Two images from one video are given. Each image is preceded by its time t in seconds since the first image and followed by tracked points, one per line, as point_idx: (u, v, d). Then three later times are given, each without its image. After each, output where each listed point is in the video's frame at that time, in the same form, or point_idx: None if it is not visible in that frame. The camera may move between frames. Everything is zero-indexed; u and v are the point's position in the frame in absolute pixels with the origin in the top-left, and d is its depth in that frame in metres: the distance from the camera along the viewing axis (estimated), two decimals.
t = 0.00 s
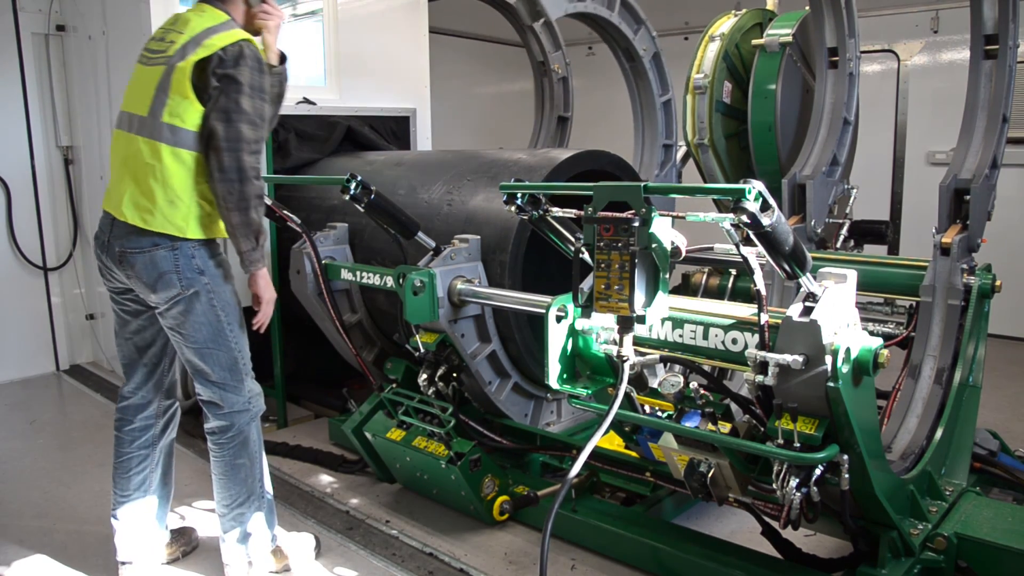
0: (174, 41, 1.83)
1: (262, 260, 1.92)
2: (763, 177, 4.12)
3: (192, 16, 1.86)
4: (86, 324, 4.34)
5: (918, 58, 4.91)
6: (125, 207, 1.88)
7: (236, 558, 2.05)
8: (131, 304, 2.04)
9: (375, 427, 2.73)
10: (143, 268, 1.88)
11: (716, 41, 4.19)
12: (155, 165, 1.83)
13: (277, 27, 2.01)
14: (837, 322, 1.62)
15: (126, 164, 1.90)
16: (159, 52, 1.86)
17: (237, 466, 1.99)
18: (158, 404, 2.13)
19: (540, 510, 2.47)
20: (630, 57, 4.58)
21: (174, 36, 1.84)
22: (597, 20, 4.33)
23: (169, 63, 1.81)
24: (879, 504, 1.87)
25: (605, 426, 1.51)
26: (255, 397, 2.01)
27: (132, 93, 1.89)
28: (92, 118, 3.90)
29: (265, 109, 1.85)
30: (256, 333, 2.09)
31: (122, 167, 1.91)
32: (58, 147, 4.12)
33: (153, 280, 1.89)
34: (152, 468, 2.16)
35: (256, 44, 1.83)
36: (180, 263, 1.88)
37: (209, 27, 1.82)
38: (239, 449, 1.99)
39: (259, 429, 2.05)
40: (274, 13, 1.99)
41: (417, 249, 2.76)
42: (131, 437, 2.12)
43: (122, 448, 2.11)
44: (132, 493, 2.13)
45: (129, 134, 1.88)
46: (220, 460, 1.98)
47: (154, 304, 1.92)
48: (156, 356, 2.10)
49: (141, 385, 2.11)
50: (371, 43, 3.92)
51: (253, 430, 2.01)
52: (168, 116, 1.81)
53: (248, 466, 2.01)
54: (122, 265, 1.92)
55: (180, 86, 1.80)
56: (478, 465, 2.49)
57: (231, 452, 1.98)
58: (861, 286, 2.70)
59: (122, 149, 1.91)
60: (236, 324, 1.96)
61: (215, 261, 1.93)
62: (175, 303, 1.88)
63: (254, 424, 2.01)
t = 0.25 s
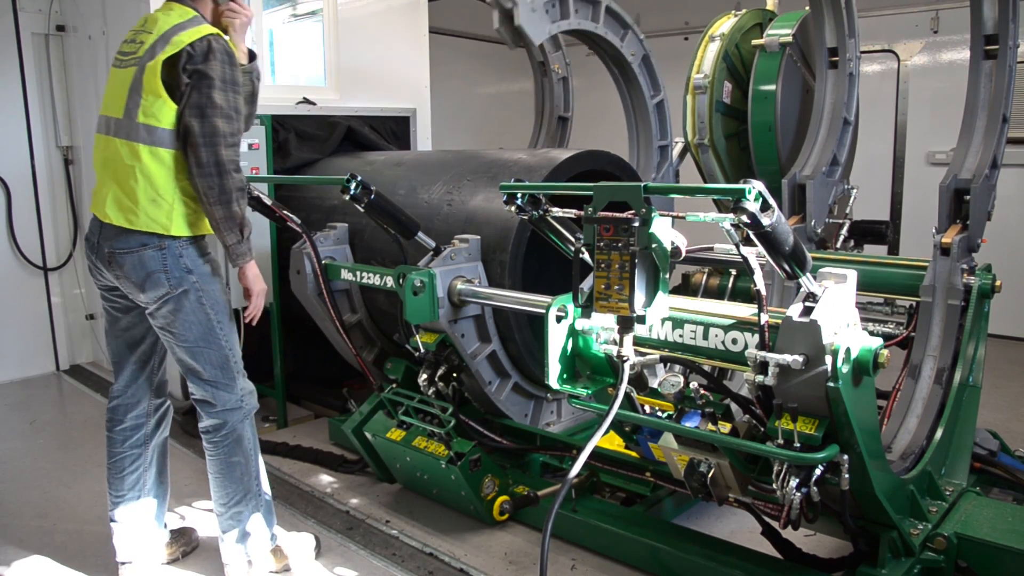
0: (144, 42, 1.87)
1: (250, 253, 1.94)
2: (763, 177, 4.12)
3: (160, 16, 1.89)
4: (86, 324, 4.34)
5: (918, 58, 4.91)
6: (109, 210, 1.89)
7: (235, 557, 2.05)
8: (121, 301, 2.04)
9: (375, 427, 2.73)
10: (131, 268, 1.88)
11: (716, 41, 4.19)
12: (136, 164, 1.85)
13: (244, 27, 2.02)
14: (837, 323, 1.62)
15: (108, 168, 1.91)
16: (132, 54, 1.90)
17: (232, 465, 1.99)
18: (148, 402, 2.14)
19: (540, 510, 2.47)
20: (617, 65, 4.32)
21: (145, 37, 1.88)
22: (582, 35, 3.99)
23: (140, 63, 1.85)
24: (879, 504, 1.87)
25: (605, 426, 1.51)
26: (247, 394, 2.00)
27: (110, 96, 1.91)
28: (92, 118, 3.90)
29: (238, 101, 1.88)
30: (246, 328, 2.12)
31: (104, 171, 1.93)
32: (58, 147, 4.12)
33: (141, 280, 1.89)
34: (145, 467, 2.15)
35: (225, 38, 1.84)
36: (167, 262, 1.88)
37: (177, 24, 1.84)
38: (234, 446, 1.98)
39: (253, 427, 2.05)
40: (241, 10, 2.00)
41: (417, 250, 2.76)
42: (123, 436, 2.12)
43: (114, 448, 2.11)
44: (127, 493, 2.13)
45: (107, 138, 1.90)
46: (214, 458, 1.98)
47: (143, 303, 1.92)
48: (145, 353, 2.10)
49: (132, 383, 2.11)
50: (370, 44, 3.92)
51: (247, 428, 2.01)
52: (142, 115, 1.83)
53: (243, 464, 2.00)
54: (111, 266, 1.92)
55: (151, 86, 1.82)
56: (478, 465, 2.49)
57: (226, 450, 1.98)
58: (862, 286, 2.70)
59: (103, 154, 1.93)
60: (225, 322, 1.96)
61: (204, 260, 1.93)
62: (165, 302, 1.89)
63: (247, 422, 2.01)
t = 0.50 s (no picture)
0: (130, 43, 1.87)
1: (242, 252, 1.93)
2: (763, 177, 4.12)
3: (144, 17, 1.89)
4: (86, 323, 4.34)
5: (918, 58, 4.92)
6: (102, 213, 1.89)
7: (233, 558, 2.04)
8: (117, 300, 2.04)
9: (375, 427, 2.72)
10: (127, 268, 1.88)
11: (716, 41, 4.19)
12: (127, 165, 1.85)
13: (228, 26, 2.01)
14: (837, 323, 1.62)
15: (100, 171, 1.91)
16: (119, 56, 1.90)
17: (228, 464, 1.99)
18: (146, 401, 2.13)
19: (540, 510, 2.47)
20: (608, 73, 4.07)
21: (130, 39, 1.88)
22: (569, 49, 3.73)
23: (126, 65, 1.85)
24: (879, 504, 1.87)
25: (605, 426, 1.51)
26: (242, 393, 2.00)
27: (99, 99, 1.91)
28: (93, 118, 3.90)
29: (227, 99, 1.88)
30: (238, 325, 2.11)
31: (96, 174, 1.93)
32: (58, 147, 4.13)
33: (136, 279, 1.89)
34: (143, 467, 2.15)
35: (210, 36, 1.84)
36: (162, 262, 1.88)
37: (162, 24, 1.84)
38: (230, 446, 1.98)
39: (249, 426, 2.04)
40: (225, 10, 2.00)
41: (417, 249, 2.76)
42: (120, 436, 2.11)
43: (112, 448, 2.11)
44: (125, 493, 2.13)
45: (97, 140, 1.91)
46: (210, 458, 1.98)
47: (138, 303, 1.92)
48: (141, 352, 2.10)
49: (128, 382, 2.11)
50: (371, 44, 3.92)
51: (243, 428, 2.01)
52: (131, 116, 1.83)
53: (239, 464, 2.00)
54: (106, 266, 1.93)
55: (139, 87, 1.82)
56: (477, 465, 2.49)
57: (222, 450, 1.98)
58: (862, 286, 2.70)
59: (94, 156, 1.93)
60: (220, 321, 1.96)
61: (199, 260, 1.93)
62: (160, 302, 1.89)
63: (243, 421, 2.00)
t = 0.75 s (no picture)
0: (125, 44, 1.87)
1: (239, 253, 1.92)
2: (763, 176, 4.13)
3: (140, 17, 1.89)
4: (86, 323, 4.34)
5: (918, 59, 4.92)
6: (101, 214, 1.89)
7: (233, 559, 2.05)
8: (117, 300, 2.04)
9: (375, 427, 2.72)
10: (126, 268, 1.88)
11: (716, 40, 4.18)
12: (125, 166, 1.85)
13: (223, 26, 2.00)
14: (837, 323, 1.62)
15: (97, 171, 1.91)
16: (115, 56, 1.90)
17: (227, 464, 1.99)
18: (145, 401, 2.13)
19: (540, 510, 2.47)
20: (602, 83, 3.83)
21: (125, 39, 1.88)
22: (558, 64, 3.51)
23: (121, 65, 1.85)
24: (878, 504, 1.87)
25: (605, 426, 1.51)
26: (239, 393, 2.00)
27: (96, 100, 1.91)
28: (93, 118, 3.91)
29: (223, 98, 1.88)
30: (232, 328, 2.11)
31: (93, 174, 1.93)
32: (58, 147, 4.13)
33: (135, 279, 1.89)
34: (142, 467, 2.15)
35: (205, 36, 1.84)
36: (162, 261, 1.88)
37: (158, 24, 1.84)
38: (229, 445, 1.98)
39: (247, 426, 2.05)
40: (220, 10, 1.99)
41: (417, 250, 2.76)
42: (120, 436, 2.12)
43: (111, 447, 2.11)
44: (125, 492, 2.13)
45: (95, 141, 1.90)
46: (208, 458, 1.98)
47: (137, 303, 1.92)
48: (140, 352, 2.10)
49: (127, 382, 2.10)
50: (371, 44, 3.93)
51: (240, 428, 2.01)
52: (128, 117, 1.83)
53: (238, 464, 2.00)
54: (105, 266, 1.93)
55: (135, 87, 1.82)
56: (477, 465, 2.49)
57: (220, 450, 1.97)
58: (862, 286, 2.70)
59: (92, 157, 1.93)
60: (219, 320, 1.96)
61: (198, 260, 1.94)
62: (158, 301, 1.89)
63: (240, 421, 2.01)
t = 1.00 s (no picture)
0: (122, 44, 1.87)
1: (237, 254, 1.92)
2: (763, 176, 4.13)
3: (137, 18, 1.89)
4: (86, 323, 4.34)
5: (918, 59, 4.92)
6: (100, 215, 1.89)
7: (233, 559, 2.05)
8: (116, 300, 2.04)
9: (375, 427, 2.72)
10: (125, 268, 1.88)
11: (716, 40, 4.18)
12: (122, 167, 1.85)
13: (220, 25, 2.01)
14: (837, 323, 1.62)
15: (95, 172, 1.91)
16: (111, 57, 1.90)
17: (225, 465, 1.99)
18: (145, 401, 2.13)
19: (540, 510, 2.47)
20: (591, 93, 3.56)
21: (122, 40, 1.88)
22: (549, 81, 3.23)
23: (118, 66, 1.85)
24: (878, 504, 1.87)
25: (605, 425, 1.50)
26: (236, 394, 2.00)
27: (93, 101, 1.92)
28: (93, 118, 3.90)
29: (220, 98, 1.88)
30: (229, 330, 2.11)
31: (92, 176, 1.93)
32: (58, 147, 4.13)
33: (134, 279, 1.89)
34: (142, 466, 2.15)
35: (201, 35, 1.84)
36: (161, 261, 1.88)
37: (153, 25, 1.84)
38: (227, 446, 1.98)
39: (244, 427, 2.05)
40: (216, 9, 1.99)
41: (417, 249, 2.76)
42: (119, 436, 2.11)
43: (111, 448, 2.11)
44: (124, 493, 2.13)
45: (93, 142, 1.91)
46: (206, 459, 1.98)
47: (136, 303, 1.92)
48: (139, 352, 2.11)
49: (126, 382, 2.10)
50: (371, 44, 3.93)
51: (238, 429, 2.01)
52: (125, 118, 1.83)
53: (235, 465, 2.00)
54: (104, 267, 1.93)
55: (131, 88, 1.82)
56: (478, 465, 2.49)
57: (218, 451, 1.98)
58: (862, 286, 2.70)
59: (90, 159, 1.93)
60: (217, 320, 1.96)
61: (197, 260, 1.94)
62: (157, 301, 1.88)
63: (238, 421, 2.01)
